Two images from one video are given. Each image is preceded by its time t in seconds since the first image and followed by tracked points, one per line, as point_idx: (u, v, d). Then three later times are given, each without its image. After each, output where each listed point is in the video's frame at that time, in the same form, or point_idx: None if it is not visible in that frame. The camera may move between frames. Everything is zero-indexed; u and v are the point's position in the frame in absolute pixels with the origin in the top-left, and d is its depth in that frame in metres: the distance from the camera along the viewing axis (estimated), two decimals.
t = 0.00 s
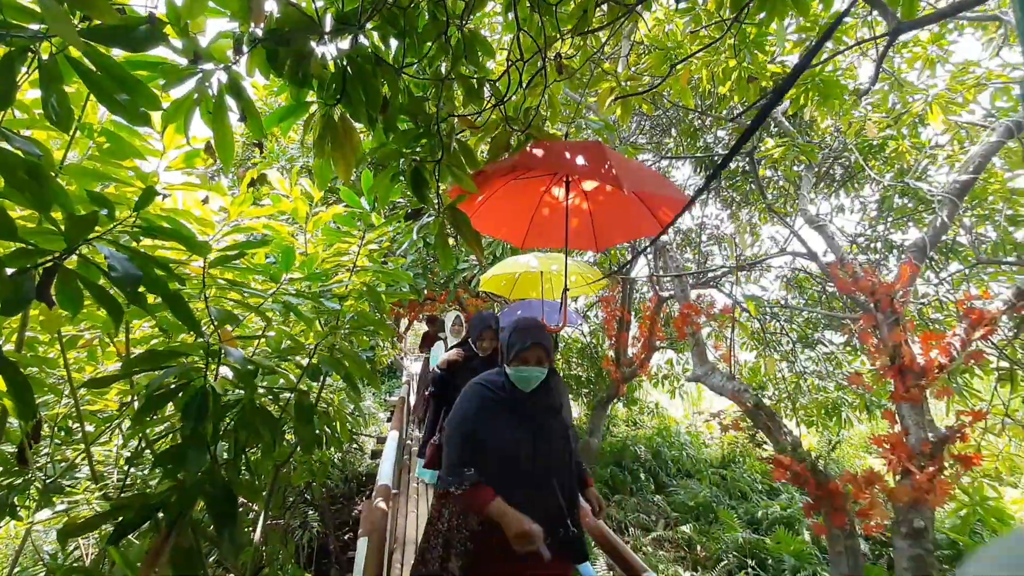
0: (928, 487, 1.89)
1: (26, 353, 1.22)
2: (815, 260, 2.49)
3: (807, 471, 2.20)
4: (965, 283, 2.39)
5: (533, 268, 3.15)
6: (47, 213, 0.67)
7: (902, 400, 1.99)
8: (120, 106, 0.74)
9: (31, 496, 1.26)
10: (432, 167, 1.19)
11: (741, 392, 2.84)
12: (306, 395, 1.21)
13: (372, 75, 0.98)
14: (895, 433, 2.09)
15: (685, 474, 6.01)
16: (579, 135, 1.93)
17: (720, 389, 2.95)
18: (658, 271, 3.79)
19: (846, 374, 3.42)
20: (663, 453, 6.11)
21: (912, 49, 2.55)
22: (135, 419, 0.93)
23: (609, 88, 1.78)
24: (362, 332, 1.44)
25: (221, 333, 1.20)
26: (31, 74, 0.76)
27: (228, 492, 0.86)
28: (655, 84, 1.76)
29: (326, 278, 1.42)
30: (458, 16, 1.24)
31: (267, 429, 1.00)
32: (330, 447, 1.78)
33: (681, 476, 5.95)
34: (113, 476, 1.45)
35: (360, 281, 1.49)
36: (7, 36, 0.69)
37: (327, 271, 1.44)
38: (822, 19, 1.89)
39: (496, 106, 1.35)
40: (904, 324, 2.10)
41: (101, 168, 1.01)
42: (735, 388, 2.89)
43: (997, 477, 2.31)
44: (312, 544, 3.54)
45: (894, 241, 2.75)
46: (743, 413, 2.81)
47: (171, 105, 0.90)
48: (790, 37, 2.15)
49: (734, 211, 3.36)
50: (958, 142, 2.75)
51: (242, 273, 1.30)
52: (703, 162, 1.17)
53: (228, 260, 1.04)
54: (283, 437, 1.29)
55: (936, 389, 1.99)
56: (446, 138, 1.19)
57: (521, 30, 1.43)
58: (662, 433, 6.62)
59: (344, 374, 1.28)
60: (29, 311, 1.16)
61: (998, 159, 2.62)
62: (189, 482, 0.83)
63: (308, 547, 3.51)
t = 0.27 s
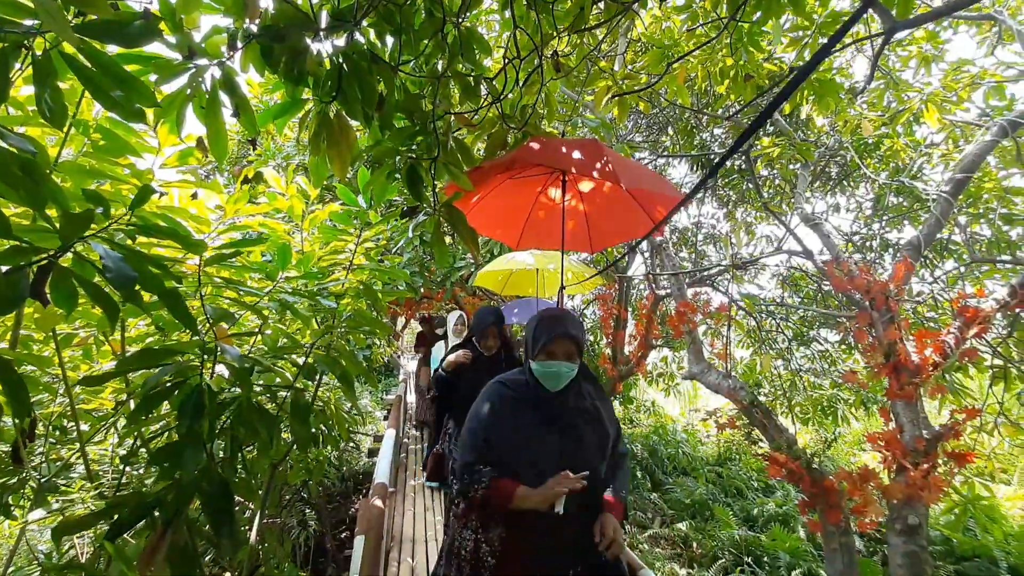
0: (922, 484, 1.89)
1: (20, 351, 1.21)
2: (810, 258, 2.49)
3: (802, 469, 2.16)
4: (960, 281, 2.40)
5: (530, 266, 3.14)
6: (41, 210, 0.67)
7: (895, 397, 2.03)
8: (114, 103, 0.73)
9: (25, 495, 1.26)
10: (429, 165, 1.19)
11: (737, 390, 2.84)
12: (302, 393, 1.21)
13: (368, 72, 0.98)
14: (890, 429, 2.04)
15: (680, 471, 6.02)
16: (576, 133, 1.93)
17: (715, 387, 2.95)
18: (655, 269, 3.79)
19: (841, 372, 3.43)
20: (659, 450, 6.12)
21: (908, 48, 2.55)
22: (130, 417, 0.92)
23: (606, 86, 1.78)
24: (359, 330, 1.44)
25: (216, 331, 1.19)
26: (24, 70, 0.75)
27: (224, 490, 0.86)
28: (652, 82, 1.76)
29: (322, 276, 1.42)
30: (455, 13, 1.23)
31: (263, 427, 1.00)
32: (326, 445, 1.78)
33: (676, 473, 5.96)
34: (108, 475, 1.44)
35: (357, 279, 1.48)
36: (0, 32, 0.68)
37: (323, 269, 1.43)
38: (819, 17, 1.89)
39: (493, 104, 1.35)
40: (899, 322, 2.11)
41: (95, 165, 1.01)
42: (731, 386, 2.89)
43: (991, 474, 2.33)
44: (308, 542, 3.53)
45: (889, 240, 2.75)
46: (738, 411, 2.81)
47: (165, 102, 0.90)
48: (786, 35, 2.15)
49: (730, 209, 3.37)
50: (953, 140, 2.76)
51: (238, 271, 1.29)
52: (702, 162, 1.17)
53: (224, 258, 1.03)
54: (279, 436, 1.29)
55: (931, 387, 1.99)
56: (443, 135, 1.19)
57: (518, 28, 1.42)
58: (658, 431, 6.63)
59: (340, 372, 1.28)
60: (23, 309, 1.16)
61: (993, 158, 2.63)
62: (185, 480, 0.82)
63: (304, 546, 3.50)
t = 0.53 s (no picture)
0: (917, 481, 1.85)
1: (15, 350, 1.21)
2: (806, 257, 2.50)
3: (798, 465, 2.14)
4: (955, 279, 2.41)
5: (527, 265, 3.14)
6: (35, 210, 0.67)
7: (890, 396, 2.00)
8: (109, 102, 0.73)
9: (20, 494, 1.25)
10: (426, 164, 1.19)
11: (733, 389, 2.84)
12: (299, 392, 1.21)
13: (364, 71, 0.98)
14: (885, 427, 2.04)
15: (677, 469, 6.02)
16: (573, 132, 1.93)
17: (712, 385, 2.96)
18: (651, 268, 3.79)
19: (837, 370, 3.44)
20: (656, 449, 6.12)
21: (903, 47, 2.55)
22: (127, 417, 0.92)
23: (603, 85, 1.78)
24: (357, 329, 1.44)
25: (213, 330, 1.19)
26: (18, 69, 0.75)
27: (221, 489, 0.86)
28: (649, 81, 1.76)
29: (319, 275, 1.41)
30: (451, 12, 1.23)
31: (260, 426, 1.00)
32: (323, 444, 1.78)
33: (673, 471, 5.97)
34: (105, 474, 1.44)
35: (354, 278, 1.48)
36: None
37: (321, 268, 1.43)
38: (814, 17, 1.90)
39: (490, 103, 1.35)
40: (894, 320, 2.12)
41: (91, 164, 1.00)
42: (727, 384, 2.89)
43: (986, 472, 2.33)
44: (305, 541, 3.52)
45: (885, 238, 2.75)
46: (735, 409, 2.82)
47: (161, 101, 0.89)
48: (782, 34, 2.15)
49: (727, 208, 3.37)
50: (948, 139, 2.77)
51: (235, 270, 1.29)
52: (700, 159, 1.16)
53: (221, 257, 1.03)
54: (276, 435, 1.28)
55: (925, 385, 2.00)
56: (440, 134, 1.19)
57: (514, 27, 1.42)
58: (655, 429, 6.63)
59: (337, 371, 1.28)
60: (18, 308, 1.15)
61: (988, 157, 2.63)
62: (182, 479, 0.82)
63: (301, 545, 3.49)
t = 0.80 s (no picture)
0: (913, 480, 1.86)
1: (12, 351, 1.20)
2: (803, 257, 2.50)
3: (795, 466, 2.18)
4: (951, 279, 2.42)
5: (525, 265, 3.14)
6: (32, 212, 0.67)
7: (887, 395, 2.00)
8: (106, 104, 0.73)
9: (17, 495, 1.25)
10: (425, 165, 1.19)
11: (731, 388, 2.85)
12: (298, 393, 1.21)
13: (362, 72, 0.98)
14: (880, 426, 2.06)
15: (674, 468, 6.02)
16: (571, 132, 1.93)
17: (709, 384, 2.96)
18: (648, 267, 3.80)
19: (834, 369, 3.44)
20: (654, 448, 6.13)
21: (899, 48, 2.56)
22: (125, 419, 0.92)
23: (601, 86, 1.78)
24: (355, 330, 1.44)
25: (211, 331, 1.19)
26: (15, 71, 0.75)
27: (218, 490, 0.85)
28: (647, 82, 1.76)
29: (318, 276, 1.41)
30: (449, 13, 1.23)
31: (258, 428, 1.00)
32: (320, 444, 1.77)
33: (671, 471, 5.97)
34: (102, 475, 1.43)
35: (352, 279, 1.48)
36: None
37: (319, 268, 1.43)
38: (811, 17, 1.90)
39: (489, 104, 1.35)
40: (890, 320, 2.12)
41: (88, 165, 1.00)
42: (725, 383, 2.89)
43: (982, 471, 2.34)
44: (303, 541, 3.52)
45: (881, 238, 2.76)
46: (732, 408, 2.82)
47: (158, 102, 0.89)
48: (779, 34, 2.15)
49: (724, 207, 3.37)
50: (944, 140, 2.78)
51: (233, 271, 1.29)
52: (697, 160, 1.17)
53: (219, 258, 1.03)
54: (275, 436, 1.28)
55: (921, 383, 2.01)
56: (438, 135, 1.19)
57: (513, 27, 1.42)
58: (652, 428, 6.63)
59: (336, 372, 1.28)
60: (15, 309, 1.15)
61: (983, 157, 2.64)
62: (179, 480, 0.82)
63: (299, 545, 3.49)
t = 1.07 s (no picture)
0: (910, 478, 1.87)
1: (6, 349, 1.19)
2: (800, 256, 2.50)
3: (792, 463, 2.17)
4: (948, 277, 2.42)
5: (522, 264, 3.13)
6: (26, 209, 0.66)
7: (884, 393, 2.01)
8: (103, 102, 0.72)
9: (12, 494, 1.24)
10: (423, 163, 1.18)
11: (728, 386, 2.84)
12: (295, 391, 1.20)
13: (360, 70, 0.97)
14: (878, 425, 2.06)
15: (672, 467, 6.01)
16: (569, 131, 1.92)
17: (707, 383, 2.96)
18: (646, 266, 3.79)
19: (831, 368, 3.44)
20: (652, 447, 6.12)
21: (896, 47, 2.56)
22: (121, 417, 0.92)
23: (599, 85, 1.78)
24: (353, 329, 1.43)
25: (208, 330, 1.18)
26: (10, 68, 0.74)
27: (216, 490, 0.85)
28: (644, 80, 1.76)
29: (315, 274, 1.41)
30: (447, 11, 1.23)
31: (256, 426, 1.00)
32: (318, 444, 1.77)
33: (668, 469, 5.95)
34: (98, 474, 1.43)
35: (349, 277, 1.47)
36: None
37: (317, 266, 1.42)
38: (809, 16, 1.90)
39: (487, 102, 1.34)
40: (887, 318, 2.12)
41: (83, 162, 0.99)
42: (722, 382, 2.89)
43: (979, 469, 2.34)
44: (300, 541, 3.50)
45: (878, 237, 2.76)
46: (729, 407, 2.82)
47: (155, 100, 0.89)
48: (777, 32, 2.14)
49: (721, 206, 3.37)
50: (940, 139, 2.79)
51: (229, 270, 1.28)
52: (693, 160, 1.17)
53: (216, 256, 1.02)
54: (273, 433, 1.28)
55: (919, 381, 2.01)
56: (437, 134, 1.18)
57: (511, 26, 1.42)
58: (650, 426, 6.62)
59: (334, 370, 1.27)
60: (11, 306, 1.14)
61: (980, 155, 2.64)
62: (177, 479, 0.82)
63: (296, 545, 3.48)
